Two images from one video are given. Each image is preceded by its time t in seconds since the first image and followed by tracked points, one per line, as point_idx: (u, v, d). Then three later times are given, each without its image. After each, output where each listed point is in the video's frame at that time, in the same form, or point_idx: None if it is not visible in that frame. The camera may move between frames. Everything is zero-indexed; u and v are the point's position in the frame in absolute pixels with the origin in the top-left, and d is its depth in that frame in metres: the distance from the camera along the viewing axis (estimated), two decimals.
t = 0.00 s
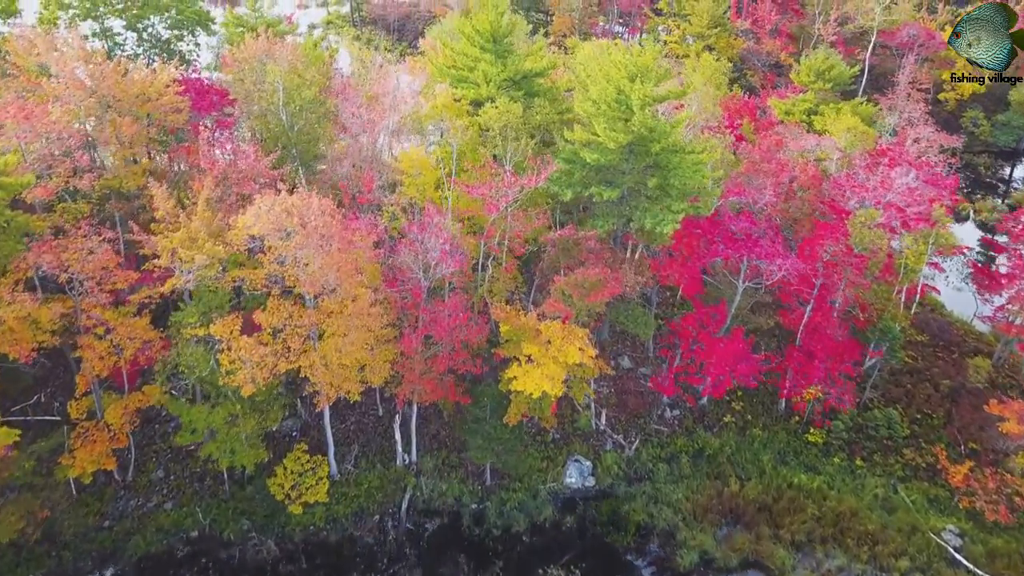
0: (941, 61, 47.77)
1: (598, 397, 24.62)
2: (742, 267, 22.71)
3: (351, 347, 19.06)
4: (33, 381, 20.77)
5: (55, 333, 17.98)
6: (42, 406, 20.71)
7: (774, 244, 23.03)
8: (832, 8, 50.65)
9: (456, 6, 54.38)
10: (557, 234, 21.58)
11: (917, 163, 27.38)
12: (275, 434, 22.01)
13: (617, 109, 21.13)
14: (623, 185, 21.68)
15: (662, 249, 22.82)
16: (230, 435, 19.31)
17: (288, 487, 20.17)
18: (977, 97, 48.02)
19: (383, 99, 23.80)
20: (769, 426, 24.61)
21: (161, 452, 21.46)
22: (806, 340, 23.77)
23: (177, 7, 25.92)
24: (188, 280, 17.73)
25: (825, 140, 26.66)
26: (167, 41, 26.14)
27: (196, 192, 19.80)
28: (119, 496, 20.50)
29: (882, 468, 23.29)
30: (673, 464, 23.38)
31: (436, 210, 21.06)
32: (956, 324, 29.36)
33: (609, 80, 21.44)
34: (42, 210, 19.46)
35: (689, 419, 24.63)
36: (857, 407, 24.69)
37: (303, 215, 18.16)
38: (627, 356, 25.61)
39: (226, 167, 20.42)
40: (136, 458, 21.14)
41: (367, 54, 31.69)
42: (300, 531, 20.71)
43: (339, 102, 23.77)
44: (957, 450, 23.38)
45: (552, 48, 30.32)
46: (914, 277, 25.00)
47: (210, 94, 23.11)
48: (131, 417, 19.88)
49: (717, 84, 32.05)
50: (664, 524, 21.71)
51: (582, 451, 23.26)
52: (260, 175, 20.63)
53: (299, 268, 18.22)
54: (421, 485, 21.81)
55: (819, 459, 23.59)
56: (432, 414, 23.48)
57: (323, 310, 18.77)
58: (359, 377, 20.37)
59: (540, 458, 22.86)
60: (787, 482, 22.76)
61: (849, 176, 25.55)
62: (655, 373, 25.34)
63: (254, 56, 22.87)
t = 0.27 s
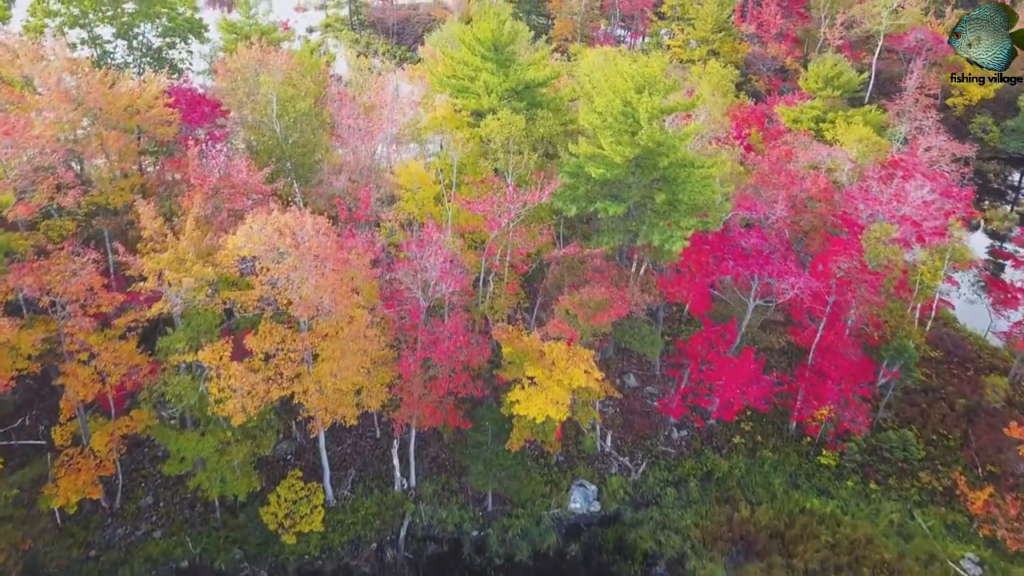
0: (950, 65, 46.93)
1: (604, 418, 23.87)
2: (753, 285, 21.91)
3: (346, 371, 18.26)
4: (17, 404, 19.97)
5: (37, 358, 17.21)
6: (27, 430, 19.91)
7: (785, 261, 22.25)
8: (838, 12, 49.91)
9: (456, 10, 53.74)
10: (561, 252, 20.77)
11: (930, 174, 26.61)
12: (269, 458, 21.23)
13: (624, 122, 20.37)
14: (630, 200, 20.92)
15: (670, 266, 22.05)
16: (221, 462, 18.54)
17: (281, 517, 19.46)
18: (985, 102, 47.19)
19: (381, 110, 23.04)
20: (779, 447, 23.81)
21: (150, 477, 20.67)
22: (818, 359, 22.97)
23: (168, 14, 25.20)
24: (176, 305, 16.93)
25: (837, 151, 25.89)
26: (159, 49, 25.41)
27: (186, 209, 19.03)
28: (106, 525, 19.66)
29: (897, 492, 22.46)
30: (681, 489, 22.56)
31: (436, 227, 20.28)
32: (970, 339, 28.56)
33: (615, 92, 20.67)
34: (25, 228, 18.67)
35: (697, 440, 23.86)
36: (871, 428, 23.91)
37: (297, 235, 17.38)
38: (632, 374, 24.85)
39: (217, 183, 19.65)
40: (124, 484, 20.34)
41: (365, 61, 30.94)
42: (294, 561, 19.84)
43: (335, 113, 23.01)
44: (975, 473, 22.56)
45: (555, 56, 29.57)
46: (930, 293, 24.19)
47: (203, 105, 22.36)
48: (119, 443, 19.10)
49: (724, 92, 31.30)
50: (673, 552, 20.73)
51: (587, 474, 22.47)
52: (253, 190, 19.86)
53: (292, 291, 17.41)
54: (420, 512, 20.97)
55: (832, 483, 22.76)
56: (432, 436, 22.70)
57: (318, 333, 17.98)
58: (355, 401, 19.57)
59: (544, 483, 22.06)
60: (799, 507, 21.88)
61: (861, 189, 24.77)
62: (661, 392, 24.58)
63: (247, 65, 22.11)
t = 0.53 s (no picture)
0: (958, 70, 46.03)
1: (609, 439, 23.11)
2: (765, 304, 21.14)
3: (342, 398, 17.48)
4: None
5: (17, 386, 16.45)
6: (10, 455, 19.13)
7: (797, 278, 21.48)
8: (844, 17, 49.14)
9: (456, 14, 53.04)
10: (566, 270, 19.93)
11: (945, 186, 25.82)
12: (262, 483, 20.46)
13: (631, 136, 19.57)
14: (637, 216, 20.13)
15: (678, 284, 21.30)
16: (211, 492, 17.74)
17: (274, 547, 18.64)
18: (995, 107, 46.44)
19: (379, 122, 22.26)
20: (790, 470, 23.04)
21: (138, 504, 19.87)
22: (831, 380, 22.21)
23: (159, 23, 24.46)
24: (163, 331, 16.14)
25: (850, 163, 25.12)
26: (150, 58, 24.71)
27: (175, 228, 18.23)
28: (91, 555, 18.84)
29: (913, 518, 21.59)
30: (689, 514, 21.71)
31: (435, 245, 19.50)
32: (984, 354, 27.78)
33: (622, 104, 19.89)
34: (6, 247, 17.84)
35: (706, 462, 23.10)
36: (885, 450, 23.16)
37: (291, 257, 16.60)
38: (638, 394, 24.09)
39: (207, 199, 18.86)
40: (110, 512, 19.54)
41: (363, 69, 30.17)
42: None
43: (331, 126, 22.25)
44: (993, 497, 21.78)
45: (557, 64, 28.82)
46: (946, 311, 23.39)
47: (193, 116, 21.14)
48: (105, 471, 18.30)
49: (732, 100, 30.52)
50: None
51: (592, 499, 21.68)
52: (246, 207, 19.06)
53: (285, 316, 16.64)
54: (419, 540, 20.14)
55: (846, 507, 21.89)
56: (432, 459, 21.94)
57: (312, 358, 17.18)
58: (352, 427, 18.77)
59: (548, 509, 21.22)
60: (812, 533, 20.84)
61: (875, 202, 24.00)
62: (669, 412, 23.82)
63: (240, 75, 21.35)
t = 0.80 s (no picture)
0: (967, 74, 45.07)
1: (615, 462, 22.35)
2: (777, 325, 20.39)
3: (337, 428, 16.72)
4: None
5: None
6: None
7: (810, 297, 20.72)
8: (850, 21, 48.41)
9: (456, 18, 52.39)
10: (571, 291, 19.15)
11: (960, 199, 25.06)
12: (255, 511, 19.67)
13: (639, 151, 18.80)
14: (645, 233, 19.35)
15: (687, 303, 20.56)
16: (199, 524, 16.92)
17: None
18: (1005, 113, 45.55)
19: (377, 134, 21.49)
20: (802, 494, 22.23)
21: (126, 533, 19.07)
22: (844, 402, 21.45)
23: (149, 31, 23.47)
24: (149, 359, 15.34)
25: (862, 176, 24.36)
26: (140, 68, 23.76)
27: (163, 247, 17.45)
28: None
29: (930, 545, 20.68)
30: (698, 541, 20.82)
31: (435, 265, 18.74)
32: (999, 371, 26.99)
33: (628, 118, 19.12)
34: None
35: (715, 486, 22.33)
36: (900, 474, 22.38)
37: (283, 280, 15.83)
38: (645, 415, 23.35)
39: (197, 217, 18.08)
40: (96, 542, 18.74)
41: (362, 78, 29.39)
42: None
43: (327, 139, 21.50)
44: (1013, 524, 21.01)
45: (561, 73, 28.08)
46: (964, 329, 22.61)
47: (183, 128, 20.26)
48: (90, 501, 17.52)
49: (739, 110, 29.77)
50: None
51: (597, 526, 20.85)
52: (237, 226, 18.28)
53: (277, 343, 15.86)
54: (417, 570, 19.27)
55: (861, 534, 20.98)
56: (432, 484, 21.17)
57: (305, 386, 16.39)
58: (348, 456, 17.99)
59: (552, 536, 20.35)
60: (826, 562, 19.82)
61: (889, 217, 23.24)
62: (676, 434, 23.07)
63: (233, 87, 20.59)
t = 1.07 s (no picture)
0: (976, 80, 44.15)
1: (621, 487, 21.51)
2: (790, 346, 19.58)
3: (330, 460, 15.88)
4: None
5: None
6: None
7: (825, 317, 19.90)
8: (857, 25, 47.65)
9: (456, 20, 51.81)
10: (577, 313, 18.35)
11: (978, 212, 24.25)
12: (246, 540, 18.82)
13: (648, 167, 18.01)
14: (654, 252, 18.55)
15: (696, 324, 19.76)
16: (186, 559, 16.07)
17: None
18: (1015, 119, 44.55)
19: (374, 146, 20.65)
20: (814, 519, 21.24)
21: (110, 565, 18.21)
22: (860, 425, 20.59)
23: (138, 40, 22.58)
24: (133, 391, 14.50)
25: (877, 188, 23.59)
26: (129, 77, 22.89)
27: (150, 269, 16.63)
28: None
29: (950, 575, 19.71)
30: (708, 569, 19.92)
31: (435, 287, 17.94)
32: (1016, 389, 26.17)
33: (637, 133, 18.34)
34: None
35: (725, 511, 21.44)
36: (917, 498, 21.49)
37: (275, 305, 15.03)
38: (652, 436, 22.60)
39: (185, 237, 17.28)
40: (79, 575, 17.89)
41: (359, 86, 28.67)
42: None
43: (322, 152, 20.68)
44: None
45: (564, 83, 27.33)
46: (983, 349, 21.78)
47: (173, 140, 19.37)
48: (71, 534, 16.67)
49: (748, 119, 29.00)
50: None
51: (603, 555, 19.96)
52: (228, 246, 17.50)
53: (268, 372, 15.04)
54: None
55: (877, 562, 19.99)
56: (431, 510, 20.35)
57: (296, 415, 15.54)
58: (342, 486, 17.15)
59: (556, 566, 19.41)
60: None
61: (905, 232, 22.46)
62: (685, 457, 22.28)
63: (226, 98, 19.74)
